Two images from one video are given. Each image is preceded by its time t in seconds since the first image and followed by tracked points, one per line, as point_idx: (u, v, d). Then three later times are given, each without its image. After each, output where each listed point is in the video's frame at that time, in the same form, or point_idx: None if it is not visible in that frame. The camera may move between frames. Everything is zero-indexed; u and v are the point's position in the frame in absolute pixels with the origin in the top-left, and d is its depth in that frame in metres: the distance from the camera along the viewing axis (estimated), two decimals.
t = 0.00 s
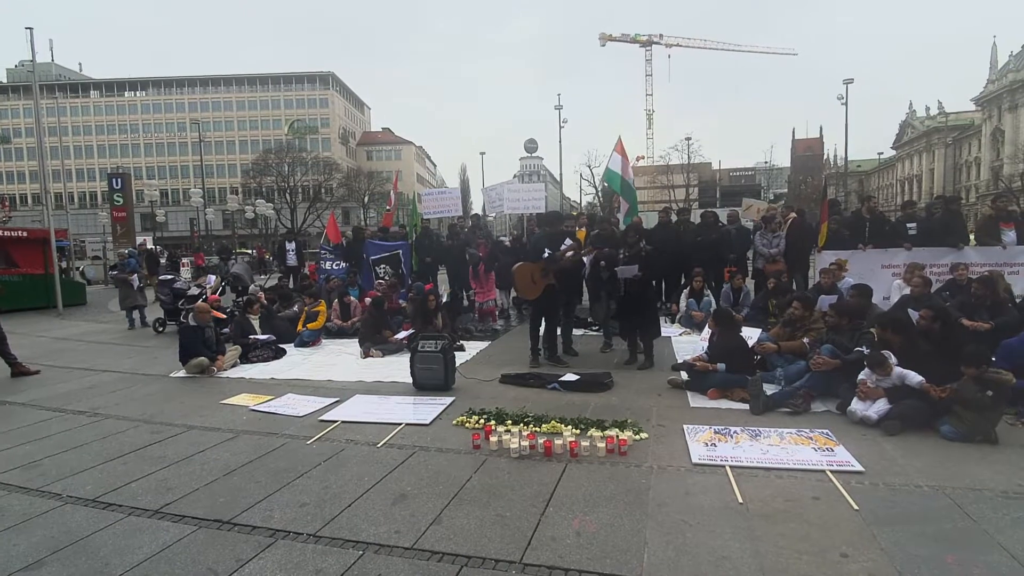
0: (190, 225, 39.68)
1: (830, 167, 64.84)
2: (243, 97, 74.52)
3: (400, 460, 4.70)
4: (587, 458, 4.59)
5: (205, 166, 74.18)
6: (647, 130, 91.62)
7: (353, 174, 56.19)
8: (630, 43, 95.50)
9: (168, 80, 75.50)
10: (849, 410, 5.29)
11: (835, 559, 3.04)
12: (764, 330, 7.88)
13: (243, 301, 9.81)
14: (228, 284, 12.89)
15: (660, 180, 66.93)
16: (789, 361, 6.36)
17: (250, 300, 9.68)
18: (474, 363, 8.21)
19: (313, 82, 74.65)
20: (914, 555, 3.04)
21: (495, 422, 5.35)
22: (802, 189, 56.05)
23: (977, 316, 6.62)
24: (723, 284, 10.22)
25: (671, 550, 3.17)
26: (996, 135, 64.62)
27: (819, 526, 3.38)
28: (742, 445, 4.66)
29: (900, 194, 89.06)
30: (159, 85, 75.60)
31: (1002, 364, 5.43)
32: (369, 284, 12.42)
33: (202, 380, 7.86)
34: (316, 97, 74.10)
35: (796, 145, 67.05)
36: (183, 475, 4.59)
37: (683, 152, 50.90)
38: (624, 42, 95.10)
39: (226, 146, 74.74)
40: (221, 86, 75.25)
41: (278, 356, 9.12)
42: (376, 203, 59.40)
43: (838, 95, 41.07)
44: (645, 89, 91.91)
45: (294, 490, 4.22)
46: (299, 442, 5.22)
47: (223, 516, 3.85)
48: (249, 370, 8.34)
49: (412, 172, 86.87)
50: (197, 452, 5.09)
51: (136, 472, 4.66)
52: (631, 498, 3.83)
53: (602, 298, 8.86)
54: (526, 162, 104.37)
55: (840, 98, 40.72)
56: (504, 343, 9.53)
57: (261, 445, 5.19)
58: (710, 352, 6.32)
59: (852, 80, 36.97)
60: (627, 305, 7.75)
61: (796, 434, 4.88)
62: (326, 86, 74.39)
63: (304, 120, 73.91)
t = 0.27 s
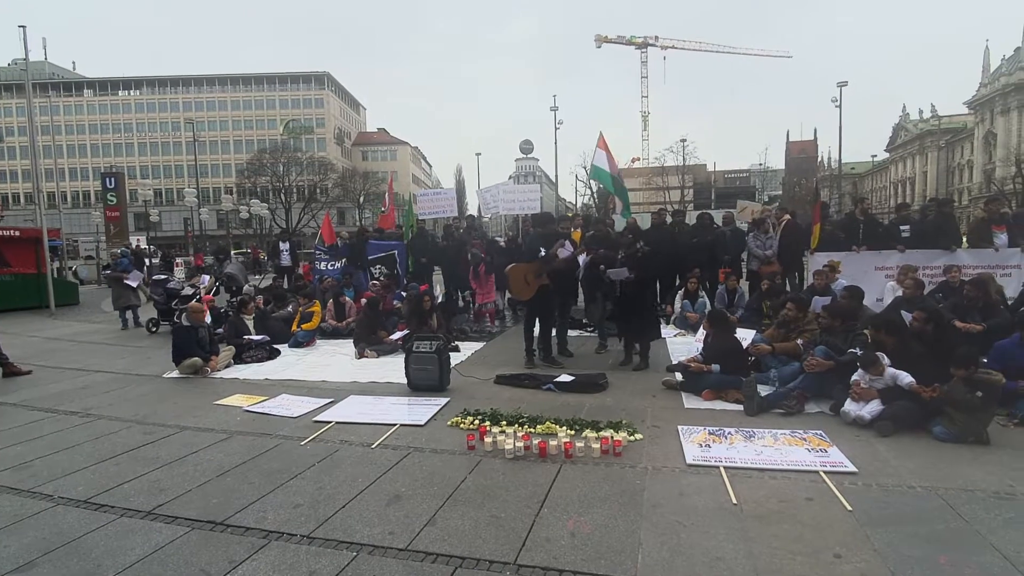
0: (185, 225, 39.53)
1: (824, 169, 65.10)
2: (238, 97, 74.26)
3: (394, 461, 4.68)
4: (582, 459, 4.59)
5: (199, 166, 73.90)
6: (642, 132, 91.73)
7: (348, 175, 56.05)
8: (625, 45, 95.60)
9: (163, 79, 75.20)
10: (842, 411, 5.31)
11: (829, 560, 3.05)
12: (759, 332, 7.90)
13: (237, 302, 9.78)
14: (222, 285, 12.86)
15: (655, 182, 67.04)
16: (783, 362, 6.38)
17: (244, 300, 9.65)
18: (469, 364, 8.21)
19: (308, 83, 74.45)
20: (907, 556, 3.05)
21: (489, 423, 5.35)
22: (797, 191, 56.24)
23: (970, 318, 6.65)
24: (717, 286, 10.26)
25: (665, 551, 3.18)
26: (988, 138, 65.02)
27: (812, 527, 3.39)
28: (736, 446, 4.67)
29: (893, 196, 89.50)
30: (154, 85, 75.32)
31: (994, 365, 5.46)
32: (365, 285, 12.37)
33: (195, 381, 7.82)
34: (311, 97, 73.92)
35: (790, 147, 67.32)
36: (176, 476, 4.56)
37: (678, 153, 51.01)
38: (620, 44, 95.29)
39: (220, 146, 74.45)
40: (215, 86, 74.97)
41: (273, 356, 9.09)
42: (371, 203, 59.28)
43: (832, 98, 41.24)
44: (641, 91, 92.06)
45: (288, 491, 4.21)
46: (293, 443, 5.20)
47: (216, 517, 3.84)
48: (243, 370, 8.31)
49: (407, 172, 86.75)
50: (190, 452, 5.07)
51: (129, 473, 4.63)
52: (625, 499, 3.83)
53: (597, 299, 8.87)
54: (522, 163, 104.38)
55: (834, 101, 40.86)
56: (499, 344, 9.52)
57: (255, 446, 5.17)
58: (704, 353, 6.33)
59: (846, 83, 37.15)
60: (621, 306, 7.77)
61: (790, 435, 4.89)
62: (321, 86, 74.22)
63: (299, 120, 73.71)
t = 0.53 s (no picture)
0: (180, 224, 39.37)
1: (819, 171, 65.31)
2: (233, 97, 74.01)
3: (388, 462, 4.67)
4: (576, 460, 4.58)
5: (195, 166, 73.66)
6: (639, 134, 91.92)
7: (344, 175, 55.91)
8: (621, 46, 95.75)
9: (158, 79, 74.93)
10: (836, 412, 5.33)
11: (822, 562, 3.05)
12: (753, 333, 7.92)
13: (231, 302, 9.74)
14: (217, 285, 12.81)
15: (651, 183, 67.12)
16: (777, 363, 6.39)
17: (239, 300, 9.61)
18: (464, 365, 8.19)
19: (304, 83, 74.26)
20: (899, 557, 3.06)
21: (484, 424, 5.34)
22: (792, 193, 56.40)
23: (963, 320, 6.68)
24: (712, 287, 10.29)
25: (659, 553, 3.18)
26: (982, 141, 65.35)
27: (805, 528, 3.39)
28: (730, 447, 4.68)
29: (888, 198, 89.89)
30: (149, 84, 75.03)
31: (987, 367, 5.49)
32: (361, 285, 12.32)
33: (189, 381, 7.78)
34: (307, 97, 73.74)
35: (786, 150, 67.53)
36: (169, 477, 4.54)
37: (675, 155, 51.07)
38: (616, 45, 95.44)
39: (215, 145, 74.19)
40: (211, 86, 74.71)
41: (267, 357, 9.06)
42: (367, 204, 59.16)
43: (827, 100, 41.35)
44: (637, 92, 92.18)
45: (281, 492, 4.19)
46: (287, 444, 5.18)
47: (208, 518, 3.82)
48: (237, 371, 8.28)
49: (403, 173, 86.63)
50: (183, 453, 5.04)
51: (121, 474, 4.60)
52: (619, 500, 3.83)
53: (591, 301, 8.88)
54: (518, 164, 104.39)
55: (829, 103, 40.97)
56: (494, 344, 9.52)
57: (249, 447, 5.15)
58: (699, 354, 6.34)
59: (841, 85, 37.27)
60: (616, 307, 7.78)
61: (784, 436, 4.90)
62: (317, 86, 74.03)
63: (295, 120, 73.51)
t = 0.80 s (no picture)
0: (166, 228, 38.98)
1: (805, 175, 65.95)
2: (220, 99, 73.46)
3: (375, 467, 4.64)
4: (564, 463, 4.58)
5: (181, 168, 73.01)
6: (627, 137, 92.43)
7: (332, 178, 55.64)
8: (610, 51, 96.22)
9: (144, 81, 74.22)
10: (820, 414, 5.37)
11: (807, 563, 3.06)
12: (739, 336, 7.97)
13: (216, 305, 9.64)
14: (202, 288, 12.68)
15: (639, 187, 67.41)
16: (763, 365, 6.44)
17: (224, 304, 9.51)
18: (451, 368, 8.17)
19: (292, 85, 73.86)
20: (882, 558, 3.08)
21: (471, 428, 5.32)
22: (779, 197, 56.89)
23: (945, 323, 6.77)
24: (699, 289, 10.36)
25: (645, 555, 3.18)
26: (964, 146, 66.32)
27: (791, 530, 3.41)
28: (716, 449, 4.70)
29: (873, 202, 90.94)
30: (134, 86, 74.31)
31: (968, 368, 5.57)
32: (348, 288, 12.24)
33: (174, 386, 7.70)
34: (295, 99, 73.36)
35: (772, 154, 68.14)
36: (152, 482, 4.47)
37: (663, 159, 51.35)
38: (605, 50, 95.88)
39: (202, 148, 73.57)
40: (197, 88, 74.11)
41: (253, 361, 8.98)
42: (355, 207, 58.92)
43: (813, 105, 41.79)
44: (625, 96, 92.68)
45: (266, 497, 4.15)
46: (273, 448, 5.13)
47: (192, 524, 3.77)
48: (223, 375, 8.20)
49: (392, 176, 86.41)
50: (167, 458, 4.98)
51: (103, 479, 4.54)
52: (606, 503, 3.83)
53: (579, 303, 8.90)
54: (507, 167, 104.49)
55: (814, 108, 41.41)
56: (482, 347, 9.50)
57: (234, 451, 5.10)
58: (685, 357, 6.37)
59: (826, 90, 37.68)
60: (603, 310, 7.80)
61: (769, 438, 4.93)
62: (305, 89, 73.69)
63: (283, 122, 73.08)
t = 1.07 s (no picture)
0: (140, 231, 38.29)
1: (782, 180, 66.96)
2: (197, 101, 72.44)
3: (353, 472, 4.60)
4: (543, 466, 4.59)
5: (156, 170, 71.82)
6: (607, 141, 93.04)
7: (312, 181, 55.17)
8: (590, 55, 96.83)
9: (118, 81, 72.92)
10: (796, 415, 5.46)
11: (781, 562, 3.11)
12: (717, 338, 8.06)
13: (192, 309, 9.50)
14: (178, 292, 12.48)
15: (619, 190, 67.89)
16: (740, 367, 6.52)
17: (200, 308, 9.37)
18: (431, 371, 8.14)
19: (270, 87, 73.12)
20: (854, 556, 3.14)
21: (451, 431, 5.31)
22: (756, 201, 57.67)
23: (915, 324, 6.92)
24: (678, 292, 10.46)
25: (624, 556, 3.20)
26: (935, 152, 67.90)
27: (766, 529, 3.46)
28: (694, 450, 4.74)
29: (847, 206, 92.64)
30: (108, 87, 72.98)
31: (937, 368, 5.71)
32: (327, 291, 12.13)
33: (148, 392, 7.56)
34: (274, 101, 72.62)
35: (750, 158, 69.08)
36: (124, 490, 4.39)
37: (643, 163, 51.78)
38: (585, 54, 96.47)
39: (178, 150, 72.45)
40: (173, 89, 73.00)
41: (230, 366, 8.86)
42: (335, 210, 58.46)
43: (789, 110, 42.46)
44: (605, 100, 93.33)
45: (243, 504, 4.09)
46: (249, 454, 5.06)
47: (166, 532, 3.70)
48: (199, 380, 8.07)
49: (372, 179, 85.90)
50: (141, 466, 4.88)
51: (74, 488, 4.44)
52: (585, 505, 3.84)
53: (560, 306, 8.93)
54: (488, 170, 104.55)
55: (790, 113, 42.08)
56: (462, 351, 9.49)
57: (210, 458, 5.02)
58: (664, 359, 6.43)
59: (801, 96, 38.31)
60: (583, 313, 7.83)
61: (746, 438, 4.99)
62: (284, 91, 73.01)
63: (261, 124, 72.29)
